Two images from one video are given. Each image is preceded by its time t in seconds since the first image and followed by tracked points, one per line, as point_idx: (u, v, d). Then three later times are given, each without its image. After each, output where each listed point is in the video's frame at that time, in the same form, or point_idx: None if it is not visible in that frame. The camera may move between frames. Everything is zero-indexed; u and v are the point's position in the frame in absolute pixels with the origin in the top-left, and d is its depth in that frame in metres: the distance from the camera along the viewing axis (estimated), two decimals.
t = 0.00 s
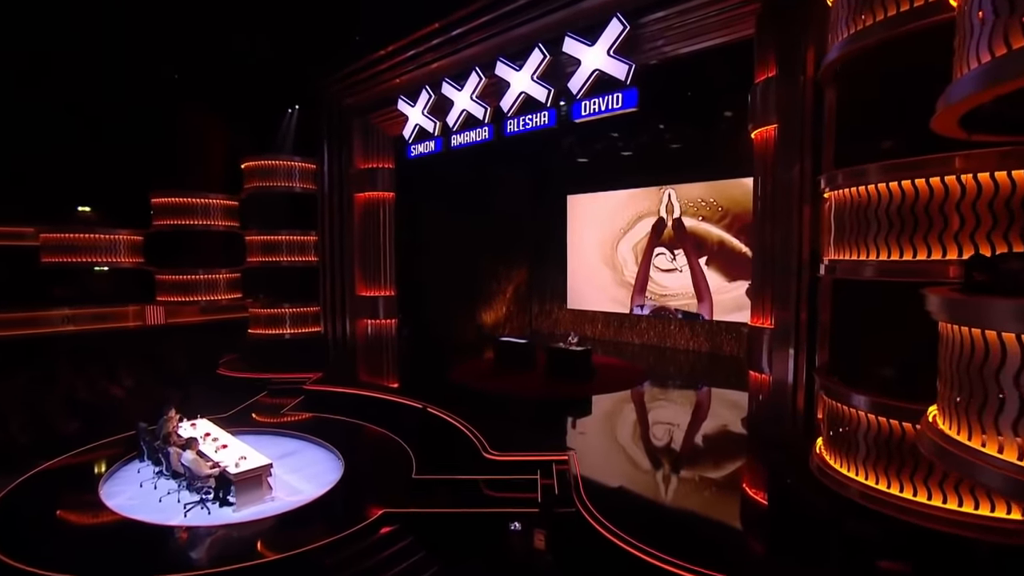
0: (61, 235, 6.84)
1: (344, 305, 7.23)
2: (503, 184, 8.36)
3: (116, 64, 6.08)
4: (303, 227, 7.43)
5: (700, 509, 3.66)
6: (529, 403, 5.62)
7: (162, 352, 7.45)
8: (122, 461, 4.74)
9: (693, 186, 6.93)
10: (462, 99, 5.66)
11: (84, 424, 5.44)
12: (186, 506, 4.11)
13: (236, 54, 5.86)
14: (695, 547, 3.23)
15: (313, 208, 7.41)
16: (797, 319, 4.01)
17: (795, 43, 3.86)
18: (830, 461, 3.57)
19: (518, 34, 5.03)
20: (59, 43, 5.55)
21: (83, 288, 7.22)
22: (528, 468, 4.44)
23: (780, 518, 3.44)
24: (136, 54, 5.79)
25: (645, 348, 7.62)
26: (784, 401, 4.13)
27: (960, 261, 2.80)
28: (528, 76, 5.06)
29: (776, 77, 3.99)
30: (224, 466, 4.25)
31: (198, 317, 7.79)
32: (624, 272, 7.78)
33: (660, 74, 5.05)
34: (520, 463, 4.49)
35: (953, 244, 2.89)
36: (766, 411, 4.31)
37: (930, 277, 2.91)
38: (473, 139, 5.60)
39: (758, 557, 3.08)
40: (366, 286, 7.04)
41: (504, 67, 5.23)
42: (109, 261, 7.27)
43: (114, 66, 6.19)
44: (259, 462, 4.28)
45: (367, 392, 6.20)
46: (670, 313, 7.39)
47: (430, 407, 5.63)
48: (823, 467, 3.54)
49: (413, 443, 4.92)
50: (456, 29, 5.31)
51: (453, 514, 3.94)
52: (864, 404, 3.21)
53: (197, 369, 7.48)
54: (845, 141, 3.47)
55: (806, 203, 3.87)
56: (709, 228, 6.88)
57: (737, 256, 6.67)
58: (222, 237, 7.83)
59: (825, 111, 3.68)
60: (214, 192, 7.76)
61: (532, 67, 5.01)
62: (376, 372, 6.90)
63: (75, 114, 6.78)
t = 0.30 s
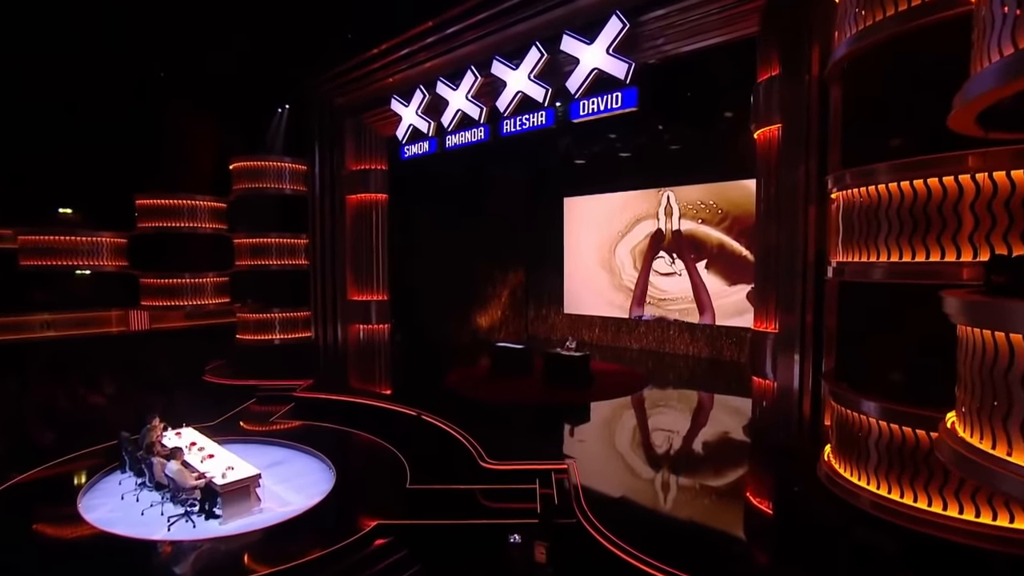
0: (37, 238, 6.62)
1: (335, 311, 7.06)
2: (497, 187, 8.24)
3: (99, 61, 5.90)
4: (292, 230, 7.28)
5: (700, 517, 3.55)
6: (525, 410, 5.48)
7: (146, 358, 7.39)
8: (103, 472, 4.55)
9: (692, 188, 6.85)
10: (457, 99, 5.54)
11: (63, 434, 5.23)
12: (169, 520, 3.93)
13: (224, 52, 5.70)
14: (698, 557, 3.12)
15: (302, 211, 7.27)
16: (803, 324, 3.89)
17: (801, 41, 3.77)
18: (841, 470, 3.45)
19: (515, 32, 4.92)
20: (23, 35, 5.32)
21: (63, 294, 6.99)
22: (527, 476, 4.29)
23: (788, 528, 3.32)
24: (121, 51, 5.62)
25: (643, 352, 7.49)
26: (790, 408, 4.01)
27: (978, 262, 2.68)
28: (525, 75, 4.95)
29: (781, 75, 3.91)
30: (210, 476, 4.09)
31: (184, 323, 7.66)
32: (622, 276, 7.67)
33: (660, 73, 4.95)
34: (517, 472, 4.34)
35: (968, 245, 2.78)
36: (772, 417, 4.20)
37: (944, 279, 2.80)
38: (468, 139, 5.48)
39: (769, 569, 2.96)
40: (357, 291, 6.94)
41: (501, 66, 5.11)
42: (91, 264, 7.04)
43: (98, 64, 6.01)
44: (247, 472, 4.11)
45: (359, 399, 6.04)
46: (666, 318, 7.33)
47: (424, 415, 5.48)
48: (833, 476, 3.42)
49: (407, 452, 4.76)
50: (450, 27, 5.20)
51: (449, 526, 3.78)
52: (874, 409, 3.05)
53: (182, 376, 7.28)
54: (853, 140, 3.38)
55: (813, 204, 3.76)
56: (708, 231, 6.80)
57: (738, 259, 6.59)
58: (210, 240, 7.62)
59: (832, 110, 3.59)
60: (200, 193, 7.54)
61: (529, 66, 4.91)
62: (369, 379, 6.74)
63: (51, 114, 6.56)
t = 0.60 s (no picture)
0: (16, 240, 6.40)
1: (325, 316, 6.94)
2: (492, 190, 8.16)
3: (84, 59, 5.75)
4: (283, 233, 7.12)
5: (699, 526, 3.45)
6: (522, 416, 5.37)
7: (129, 364, 7.15)
8: (84, 483, 4.39)
9: (691, 190, 6.80)
10: (452, 99, 5.43)
11: (42, 443, 5.05)
12: (153, 532, 3.78)
13: (213, 49, 5.56)
14: (700, 566, 3.02)
15: (293, 212, 7.10)
16: (807, 328, 3.80)
17: (804, 40, 3.70)
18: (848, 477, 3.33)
19: (511, 31, 4.82)
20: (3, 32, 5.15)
21: (44, 297, 6.68)
22: (525, 485, 4.17)
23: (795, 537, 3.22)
24: (106, 49, 5.48)
25: (639, 358, 7.44)
26: (794, 414, 3.91)
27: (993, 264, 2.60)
28: (521, 75, 4.86)
29: (782, 75, 3.82)
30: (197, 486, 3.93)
31: (170, 327, 7.48)
32: (619, 279, 7.59)
33: (658, 73, 4.86)
34: (514, 480, 4.22)
35: (981, 246, 2.69)
36: (774, 423, 4.11)
37: (954, 282, 2.71)
38: (464, 140, 5.37)
39: None
40: (349, 295, 6.76)
41: (497, 66, 5.02)
42: (73, 268, 6.87)
43: (82, 62, 5.86)
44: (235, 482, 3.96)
45: (352, 406, 5.89)
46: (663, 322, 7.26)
47: (418, 422, 5.35)
48: (840, 483, 3.30)
49: (401, 460, 4.62)
50: (445, 25, 5.10)
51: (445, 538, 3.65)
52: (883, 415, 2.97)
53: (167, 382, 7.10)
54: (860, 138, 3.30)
55: (817, 206, 3.67)
56: (707, 233, 6.73)
57: (738, 263, 6.51)
58: (198, 243, 7.54)
59: (835, 111, 3.52)
60: (189, 194, 7.49)
61: (526, 65, 4.81)
62: (361, 385, 6.60)
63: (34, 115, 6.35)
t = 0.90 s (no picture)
0: None
1: (315, 320, 6.75)
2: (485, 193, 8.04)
3: (64, 55, 5.56)
4: (271, 236, 6.95)
5: (703, 539, 3.37)
6: (518, 424, 5.23)
7: (115, 369, 6.87)
8: (60, 496, 4.20)
9: (690, 192, 6.71)
10: (446, 98, 5.30)
11: (16, 454, 4.84)
12: (133, 547, 3.60)
13: (194, 44, 5.38)
14: None
15: (282, 215, 6.95)
16: (812, 333, 3.70)
17: (806, 37, 3.63)
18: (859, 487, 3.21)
19: (506, 29, 4.71)
20: None
21: (20, 301, 6.31)
22: (522, 495, 4.02)
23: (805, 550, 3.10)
24: (88, 45, 5.30)
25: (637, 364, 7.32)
26: (799, 422, 3.79)
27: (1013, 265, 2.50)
28: (517, 73, 4.74)
29: (785, 73, 3.73)
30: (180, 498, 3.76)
31: (154, 334, 7.14)
32: (616, 283, 7.50)
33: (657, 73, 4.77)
34: (510, 490, 4.07)
35: (998, 247, 2.59)
36: (777, 430, 4.00)
37: (966, 284, 2.60)
38: (457, 140, 5.24)
39: None
40: (339, 299, 6.61)
41: (492, 64, 4.90)
42: (51, 271, 6.44)
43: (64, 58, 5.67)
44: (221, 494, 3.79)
45: (341, 414, 5.72)
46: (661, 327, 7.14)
47: (411, 430, 5.20)
48: (851, 493, 3.17)
49: (394, 470, 4.46)
50: (439, 22, 5.00)
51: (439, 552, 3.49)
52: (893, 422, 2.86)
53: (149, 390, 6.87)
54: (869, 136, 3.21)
55: (822, 207, 3.57)
56: (705, 236, 6.65)
57: (738, 266, 6.43)
58: (182, 246, 7.35)
59: (841, 110, 3.42)
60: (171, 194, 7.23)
61: (522, 64, 4.70)
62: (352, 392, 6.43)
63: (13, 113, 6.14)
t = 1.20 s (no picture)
0: None
1: (305, 326, 6.65)
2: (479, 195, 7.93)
3: (46, 52, 5.39)
4: (259, 238, 6.76)
5: (702, 546, 3.22)
6: (514, 431, 5.11)
7: (96, 375, 6.68)
8: (37, 507, 4.03)
9: (688, 194, 6.65)
10: (440, 97, 5.19)
11: None
12: (114, 561, 3.45)
13: (181, 41, 5.23)
14: None
15: (271, 216, 6.79)
16: (817, 337, 3.60)
17: (809, 34, 3.55)
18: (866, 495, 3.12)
19: (502, 27, 4.61)
20: None
21: None
22: (519, 504, 3.89)
23: (814, 559, 2.99)
24: (69, 42, 5.14)
25: (633, 368, 7.27)
26: (803, 426, 3.69)
27: None
28: (513, 72, 4.64)
29: (788, 72, 3.65)
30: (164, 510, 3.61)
31: (138, 338, 6.96)
32: (612, 286, 7.42)
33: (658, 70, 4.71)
34: (507, 498, 3.94)
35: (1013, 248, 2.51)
36: (779, 436, 3.92)
37: (977, 285, 2.51)
38: (452, 140, 5.13)
39: None
40: (330, 303, 6.52)
41: (487, 63, 4.80)
42: (31, 274, 6.22)
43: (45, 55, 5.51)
44: (206, 505, 3.64)
45: (332, 421, 5.57)
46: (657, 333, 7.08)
47: (405, 437, 5.06)
48: (859, 501, 3.08)
49: (387, 478, 4.33)
50: (433, 20, 4.89)
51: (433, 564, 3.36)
52: (903, 428, 2.77)
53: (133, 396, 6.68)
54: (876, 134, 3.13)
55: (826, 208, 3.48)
56: (704, 239, 6.58)
57: (737, 270, 6.36)
58: (166, 249, 7.09)
59: (845, 109, 3.35)
60: (156, 194, 7.01)
61: (517, 63, 4.60)
62: (343, 399, 6.28)
63: None
